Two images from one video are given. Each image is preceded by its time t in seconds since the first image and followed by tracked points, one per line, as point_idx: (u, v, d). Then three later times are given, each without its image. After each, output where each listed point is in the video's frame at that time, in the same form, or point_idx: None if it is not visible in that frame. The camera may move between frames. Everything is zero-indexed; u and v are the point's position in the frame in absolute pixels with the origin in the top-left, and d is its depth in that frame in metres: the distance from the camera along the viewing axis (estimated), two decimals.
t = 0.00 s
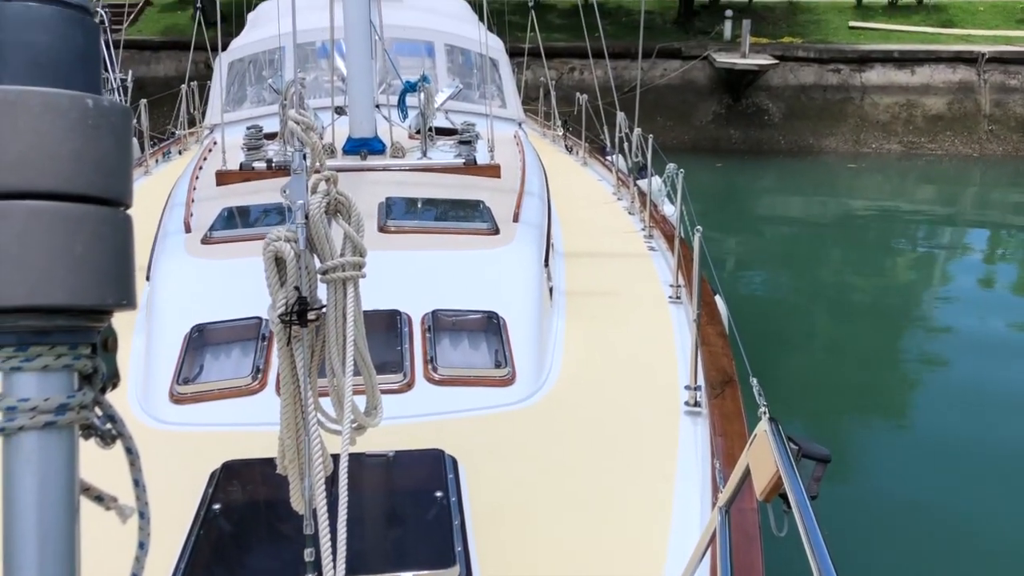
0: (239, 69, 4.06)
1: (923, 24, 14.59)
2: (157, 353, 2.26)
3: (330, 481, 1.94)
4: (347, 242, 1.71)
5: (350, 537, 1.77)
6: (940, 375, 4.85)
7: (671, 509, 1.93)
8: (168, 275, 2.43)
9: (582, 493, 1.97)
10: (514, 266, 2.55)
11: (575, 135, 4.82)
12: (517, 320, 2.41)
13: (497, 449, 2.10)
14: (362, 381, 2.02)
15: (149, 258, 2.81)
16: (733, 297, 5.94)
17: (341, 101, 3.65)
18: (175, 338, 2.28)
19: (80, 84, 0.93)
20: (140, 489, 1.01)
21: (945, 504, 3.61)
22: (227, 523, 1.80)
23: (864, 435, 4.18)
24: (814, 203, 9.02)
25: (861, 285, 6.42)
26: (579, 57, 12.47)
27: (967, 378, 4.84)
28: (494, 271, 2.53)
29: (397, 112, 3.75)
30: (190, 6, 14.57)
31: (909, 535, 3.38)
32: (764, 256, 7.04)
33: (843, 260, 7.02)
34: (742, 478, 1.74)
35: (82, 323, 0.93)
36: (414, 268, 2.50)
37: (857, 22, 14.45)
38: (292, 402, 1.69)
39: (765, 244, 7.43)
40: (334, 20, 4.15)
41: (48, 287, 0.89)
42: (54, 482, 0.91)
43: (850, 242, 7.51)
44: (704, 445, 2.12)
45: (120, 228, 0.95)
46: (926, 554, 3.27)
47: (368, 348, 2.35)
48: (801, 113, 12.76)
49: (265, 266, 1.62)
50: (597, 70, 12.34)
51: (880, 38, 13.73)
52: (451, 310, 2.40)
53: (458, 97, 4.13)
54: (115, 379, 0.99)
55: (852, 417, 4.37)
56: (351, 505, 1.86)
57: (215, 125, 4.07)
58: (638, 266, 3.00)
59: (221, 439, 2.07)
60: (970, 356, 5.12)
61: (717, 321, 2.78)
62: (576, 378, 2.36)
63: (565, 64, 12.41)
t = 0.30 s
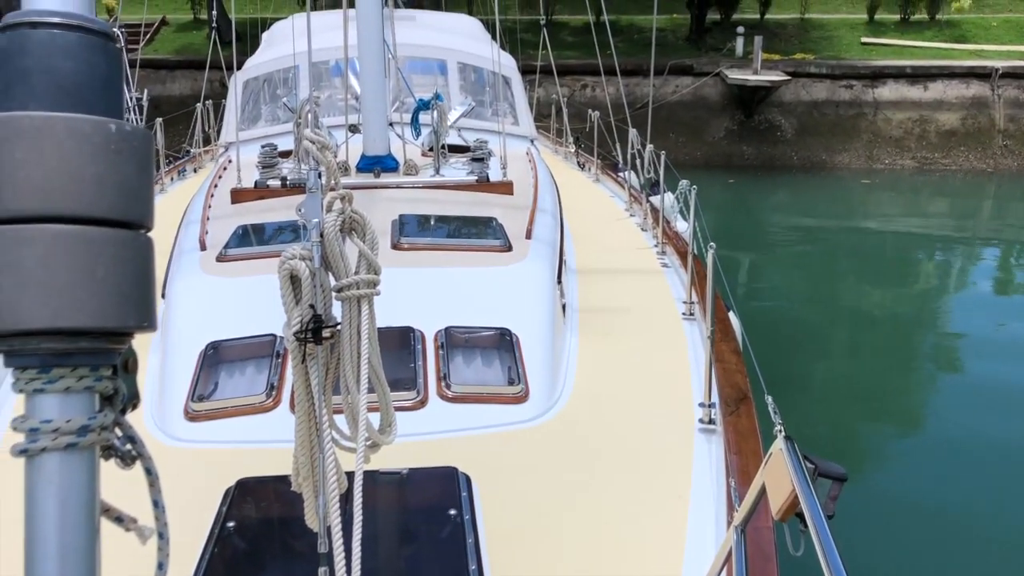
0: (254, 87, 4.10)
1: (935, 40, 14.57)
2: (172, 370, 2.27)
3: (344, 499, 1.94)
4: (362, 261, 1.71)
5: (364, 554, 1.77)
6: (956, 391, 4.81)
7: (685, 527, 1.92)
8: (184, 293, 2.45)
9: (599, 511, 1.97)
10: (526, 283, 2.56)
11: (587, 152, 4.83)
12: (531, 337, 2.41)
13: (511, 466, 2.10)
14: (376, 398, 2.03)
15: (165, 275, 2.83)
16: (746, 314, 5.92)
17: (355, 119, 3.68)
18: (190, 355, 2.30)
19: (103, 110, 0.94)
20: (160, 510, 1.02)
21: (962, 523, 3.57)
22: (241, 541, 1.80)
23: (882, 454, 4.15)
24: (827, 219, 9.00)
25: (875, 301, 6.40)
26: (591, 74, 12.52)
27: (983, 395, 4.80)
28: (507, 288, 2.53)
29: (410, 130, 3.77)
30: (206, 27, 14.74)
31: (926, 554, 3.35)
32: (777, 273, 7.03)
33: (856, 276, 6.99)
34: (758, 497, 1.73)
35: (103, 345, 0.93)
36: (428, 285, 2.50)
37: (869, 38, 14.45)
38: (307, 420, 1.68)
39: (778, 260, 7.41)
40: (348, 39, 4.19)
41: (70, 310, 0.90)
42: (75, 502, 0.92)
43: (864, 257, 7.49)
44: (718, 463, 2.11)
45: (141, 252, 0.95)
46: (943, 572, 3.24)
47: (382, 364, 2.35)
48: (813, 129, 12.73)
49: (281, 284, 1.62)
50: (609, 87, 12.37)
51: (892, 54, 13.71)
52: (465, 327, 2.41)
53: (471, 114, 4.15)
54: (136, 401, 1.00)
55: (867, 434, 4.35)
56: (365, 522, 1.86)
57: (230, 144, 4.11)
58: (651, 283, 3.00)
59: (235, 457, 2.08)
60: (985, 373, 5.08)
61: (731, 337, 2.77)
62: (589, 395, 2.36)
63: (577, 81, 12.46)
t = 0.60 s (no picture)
0: (272, 99, 4.13)
1: (955, 53, 14.49)
2: (188, 380, 2.28)
3: (358, 511, 1.94)
4: (378, 272, 1.70)
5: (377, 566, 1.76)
6: (975, 408, 4.76)
7: (700, 542, 1.90)
8: (201, 303, 2.47)
9: (614, 525, 1.95)
10: (541, 295, 2.55)
11: (603, 164, 4.83)
12: (546, 350, 2.41)
13: (525, 479, 2.09)
14: (391, 410, 2.02)
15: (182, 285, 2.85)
16: (762, 327, 5.89)
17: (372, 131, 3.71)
18: (206, 365, 2.31)
19: (124, 122, 0.95)
20: (175, 521, 1.02)
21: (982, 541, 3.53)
22: (255, 551, 1.80)
23: (901, 471, 4.11)
24: (845, 233, 8.95)
25: (893, 316, 6.35)
26: (608, 87, 12.54)
27: (1003, 411, 4.75)
28: (522, 300, 2.53)
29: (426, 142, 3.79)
30: (226, 39, 14.89)
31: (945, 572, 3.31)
32: (793, 287, 6.98)
33: (874, 290, 6.95)
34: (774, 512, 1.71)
35: (121, 355, 0.94)
36: (443, 297, 2.51)
37: (887, 52, 14.39)
38: (321, 431, 1.68)
39: (794, 274, 7.38)
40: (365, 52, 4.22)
41: (89, 321, 0.90)
42: (91, 512, 0.92)
43: (881, 272, 7.44)
44: (734, 478, 2.10)
45: (159, 263, 0.96)
46: None
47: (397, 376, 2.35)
48: (831, 143, 12.67)
49: (297, 295, 1.62)
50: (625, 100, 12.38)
51: (911, 68, 13.64)
52: (479, 339, 2.40)
53: (487, 126, 4.17)
54: (152, 411, 1.00)
55: (884, 450, 4.31)
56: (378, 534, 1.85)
57: (247, 155, 4.14)
58: (667, 296, 2.99)
59: (249, 467, 2.08)
60: (1005, 389, 5.02)
61: (747, 351, 2.76)
62: (604, 409, 2.35)
63: (594, 94, 12.48)
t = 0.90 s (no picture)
0: (290, 106, 4.15)
1: (974, 67, 14.41)
2: (203, 384, 2.29)
3: (370, 518, 1.94)
4: (393, 280, 1.70)
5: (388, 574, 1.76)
6: (993, 425, 4.72)
7: (713, 556, 1.89)
8: (217, 308, 2.49)
9: (627, 538, 1.94)
10: (556, 305, 2.55)
11: (619, 175, 4.83)
12: (559, 360, 2.40)
13: (536, 489, 2.07)
14: (405, 418, 2.02)
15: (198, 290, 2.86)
16: (777, 340, 5.86)
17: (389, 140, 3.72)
18: (221, 371, 2.32)
19: (147, 131, 0.96)
20: (191, 528, 1.02)
21: (999, 560, 3.49)
22: (267, 557, 1.80)
23: (917, 488, 4.07)
24: (862, 247, 8.89)
25: (910, 330, 6.31)
26: (625, 97, 12.54)
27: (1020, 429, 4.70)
28: (537, 310, 2.53)
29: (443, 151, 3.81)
30: (246, 46, 15.01)
31: None
32: (809, 300, 6.95)
33: (890, 304, 6.91)
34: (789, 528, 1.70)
35: (141, 362, 0.94)
36: (457, 306, 2.51)
37: (906, 65, 14.32)
38: (335, 438, 1.68)
39: (810, 287, 7.35)
40: (384, 60, 4.24)
41: (110, 328, 0.91)
42: (106, 517, 0.93)
43: (898, 286, 7.40)
44: (748, 492, 2.08)
45: (180, 272, 0.96)
46: None
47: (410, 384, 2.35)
48: (848, 156, 12.61)
49: (313, 303, 1.62)
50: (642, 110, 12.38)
51: (929, 81, 13.57)
52: (493, 348, 2.40)
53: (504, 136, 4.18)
54: (170, 418, 1.01)
55: (899, 467, 4.29)
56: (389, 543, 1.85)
57: (265, 161, 4.16)
58: (682, 308, 2.99)
59: (263, 473, 2.08)
60: None
61: (763, 365, 2.74)
62: (618, 420, 2.34)
63: (611, 104, 12.48)
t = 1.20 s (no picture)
0: (308, 112, 4.18)
1: (995, 80, 14.30)
2: (217, 387, 2.31)
3: (382, 525, 1.94)
4: (408, 287, 1.71)
5: None
6: (1011, 442, 4.67)
7: (725, 568, 1.87)
8: (233, 312, 2.50)
9: (638, 549, 1.93)
10: (570, 313, 2.55)
11: (635, 184, 4.82)
12: (573, 369, 2.40)
13: (548, 498, 2.07)
14: (417, 424, 2.03)
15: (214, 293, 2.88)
16: (792, 352, 5.84)
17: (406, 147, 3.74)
18: (236, 374, 2.33)
19: (170, 137, 0.97)
20: (206, 533, 1.03)
21: None
22: (278, 561, 1.80)
23: (932, 505, 4.04)
24: (879, 260, 8.84)
25: (927, 345, 6.26)
26: (642, 106, 12.54)
27: None
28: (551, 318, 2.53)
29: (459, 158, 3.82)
30: (266, 51, 15.12)
31: None
32: (825, 312, 6.92)
33: (907, 318, 6.86)
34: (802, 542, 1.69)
35: (160, 366, 0.95)
36: (471, 313, 2.51)
37: (925, 77, 14.25)
38: (348, 444, 1.68)
39: (826, 299, 7.32)
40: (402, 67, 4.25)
41: (129, 333, 0.91)
42: (123, 520, 0.93)
43: (915, 300, 7.34)
44: (761, 504, 2.07)
45: (199, 276, 0.97)
46: None
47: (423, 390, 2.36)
48: (866, 168, 12.54)
49: (328, 308, 1.62)
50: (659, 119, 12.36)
51: (948, 93, 13.49)
52: (507, 356, 2.40)
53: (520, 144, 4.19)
54: (188, 423, 1.01)
55: (914, 482, 4.26)
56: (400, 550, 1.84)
57: (283, 166, 4.19)
58: (697, 318, 2.98)
59: (275, 477, 2.09)
60: None
61: (777, 377, 2.72)
62: (631, 430, 2.33)
63: (628, 113, 12.48)
